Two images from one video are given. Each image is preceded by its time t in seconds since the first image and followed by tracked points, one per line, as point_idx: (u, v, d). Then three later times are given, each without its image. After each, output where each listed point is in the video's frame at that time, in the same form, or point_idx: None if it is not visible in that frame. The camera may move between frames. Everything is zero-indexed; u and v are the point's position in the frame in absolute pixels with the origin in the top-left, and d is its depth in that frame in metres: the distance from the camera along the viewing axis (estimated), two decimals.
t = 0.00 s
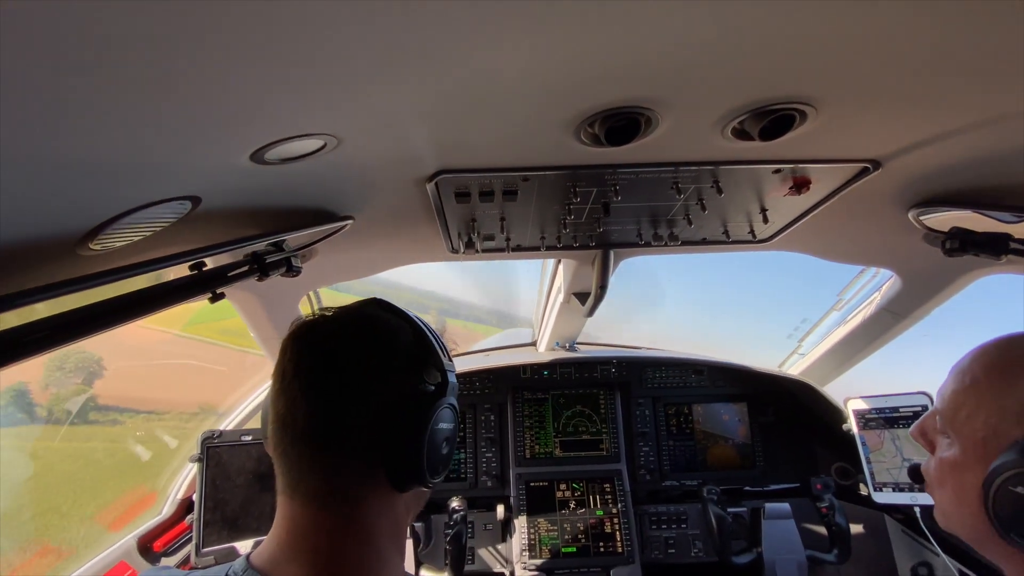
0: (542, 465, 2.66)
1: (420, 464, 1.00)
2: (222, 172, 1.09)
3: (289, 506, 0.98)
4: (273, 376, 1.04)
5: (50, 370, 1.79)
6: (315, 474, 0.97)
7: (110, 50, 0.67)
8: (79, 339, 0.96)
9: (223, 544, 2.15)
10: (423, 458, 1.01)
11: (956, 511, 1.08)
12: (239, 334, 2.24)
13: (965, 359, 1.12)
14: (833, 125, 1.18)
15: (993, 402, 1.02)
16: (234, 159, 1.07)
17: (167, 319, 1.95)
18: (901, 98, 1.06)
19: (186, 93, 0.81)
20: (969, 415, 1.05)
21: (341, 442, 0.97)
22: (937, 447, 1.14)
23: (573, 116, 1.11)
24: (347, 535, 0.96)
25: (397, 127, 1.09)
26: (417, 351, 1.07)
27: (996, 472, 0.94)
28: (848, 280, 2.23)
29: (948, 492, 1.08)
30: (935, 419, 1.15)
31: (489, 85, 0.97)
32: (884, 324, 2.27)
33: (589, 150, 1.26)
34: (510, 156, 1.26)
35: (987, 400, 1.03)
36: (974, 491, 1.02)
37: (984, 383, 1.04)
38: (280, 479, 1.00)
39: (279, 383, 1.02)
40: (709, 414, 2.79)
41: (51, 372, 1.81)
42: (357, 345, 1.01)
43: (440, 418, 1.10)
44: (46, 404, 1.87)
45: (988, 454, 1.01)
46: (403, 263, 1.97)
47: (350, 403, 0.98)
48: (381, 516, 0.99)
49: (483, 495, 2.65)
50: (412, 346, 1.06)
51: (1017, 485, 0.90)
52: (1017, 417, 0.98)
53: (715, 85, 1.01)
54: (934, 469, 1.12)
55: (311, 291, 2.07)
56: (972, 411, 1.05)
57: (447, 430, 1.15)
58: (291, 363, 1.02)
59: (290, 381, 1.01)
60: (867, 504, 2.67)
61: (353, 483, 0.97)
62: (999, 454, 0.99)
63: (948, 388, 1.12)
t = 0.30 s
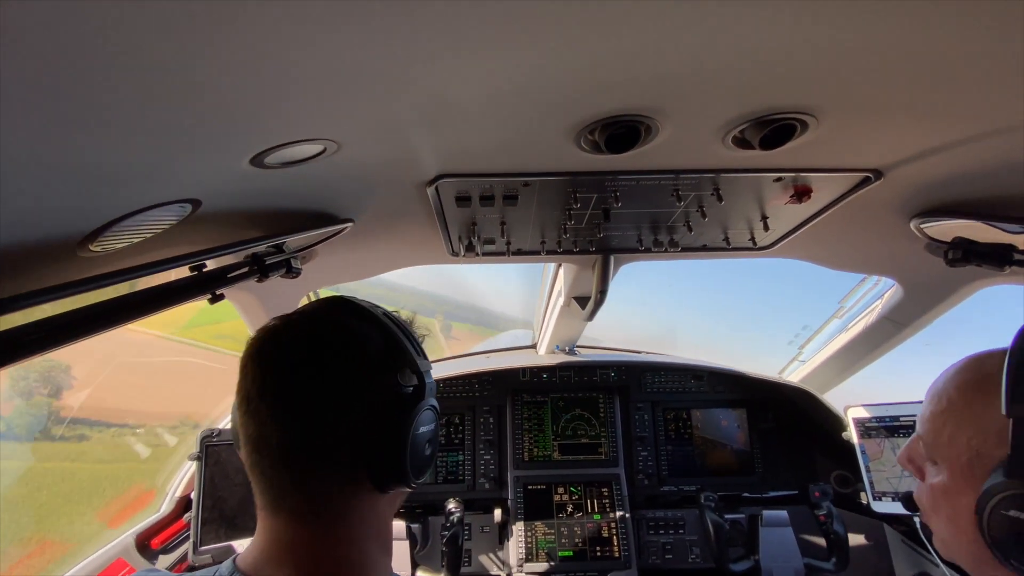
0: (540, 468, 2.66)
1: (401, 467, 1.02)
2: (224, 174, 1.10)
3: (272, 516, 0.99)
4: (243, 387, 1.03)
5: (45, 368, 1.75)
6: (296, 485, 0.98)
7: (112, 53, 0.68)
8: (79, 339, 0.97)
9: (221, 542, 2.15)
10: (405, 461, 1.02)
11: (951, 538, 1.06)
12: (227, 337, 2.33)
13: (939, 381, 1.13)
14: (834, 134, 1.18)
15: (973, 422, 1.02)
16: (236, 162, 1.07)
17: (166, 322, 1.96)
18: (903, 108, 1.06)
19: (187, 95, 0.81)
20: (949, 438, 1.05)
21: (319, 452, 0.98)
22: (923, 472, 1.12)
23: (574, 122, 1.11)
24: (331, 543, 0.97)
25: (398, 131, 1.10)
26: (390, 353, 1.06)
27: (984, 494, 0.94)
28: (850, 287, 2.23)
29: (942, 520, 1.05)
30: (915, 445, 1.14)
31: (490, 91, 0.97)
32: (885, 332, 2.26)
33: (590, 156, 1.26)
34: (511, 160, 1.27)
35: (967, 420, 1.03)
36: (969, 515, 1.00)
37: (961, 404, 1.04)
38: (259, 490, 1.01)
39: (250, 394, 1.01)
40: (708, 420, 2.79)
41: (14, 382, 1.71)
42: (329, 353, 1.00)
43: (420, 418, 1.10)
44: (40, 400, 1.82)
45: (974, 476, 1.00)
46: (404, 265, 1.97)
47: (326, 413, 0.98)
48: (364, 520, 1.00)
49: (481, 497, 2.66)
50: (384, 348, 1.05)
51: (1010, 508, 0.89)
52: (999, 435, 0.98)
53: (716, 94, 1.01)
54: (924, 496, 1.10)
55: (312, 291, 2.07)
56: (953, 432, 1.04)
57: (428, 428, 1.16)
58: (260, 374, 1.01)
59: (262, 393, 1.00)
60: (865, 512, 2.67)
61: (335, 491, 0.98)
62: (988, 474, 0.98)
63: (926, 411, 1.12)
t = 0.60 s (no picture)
0: (537, 468, 2.66)
1: (409, 474, 1.00)
2: (217, 171, 1.09)
3: (278, 519, 0.99)
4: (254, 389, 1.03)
5: (45, 361, 1.79)
6: (303, 488, 0.97)
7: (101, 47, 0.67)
8: (71, 337, 0.95)
9: (214, 544, 2.13)
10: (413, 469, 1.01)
11: (951, 528, 1.08)
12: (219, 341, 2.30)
13: (949, 373, 1.13)
14: (833, 134, 1.17)
15: (975, 415, 1.02)
16: (230, 159, 1.06)
17: (158, 321, 1.93)
18: (902, 108, 1.06)
19: (179, 91, 0.80)
20: (952, 430, 1.06)
21: (327, 457, 0.97)
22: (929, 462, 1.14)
23: (573, 120, 1.10)
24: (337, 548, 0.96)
25: (395, 128, 1.08)
26: (401, 358, 1.05)
27: (975, 484, 0.95)
28: (847, 288, 2.23)
29: (942, 508, 1.08)
30: (925, 435, 1.15)
31: (487, 88, 0.96)
32: (881, 333, 2.26)
33: (588, 155, 1.25)
34: (508, 159, 1.26)
35: (969, 412, 1.03)
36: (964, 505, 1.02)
37: (966, 396, 1.05)
38: (268, 492, 1.00)
39: (261, 396, 1.01)
40: (705, 421, 2.78)
41: None
42: (340, 356, 1.00)
43: (430, 425, 1.09)
44: (38, 396, 1.85)
45: (971, 467, 1.01)
46: (400, 264, 1.96)
47: (335, 417, 0.97)
48: (371, 524, 0.99)
49: (477, 498, 2.65)
50: (395, 353, 1.04)
51: (998, 497, 0.90)
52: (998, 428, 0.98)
53: (715, 93, 1.01)
54: (927, 485, 1.12)
55: (307, 291, 2.05)
56: (955, 425, 1.05)
57: (438, 435, 1.14)
58: (271, 377, 1.00)
59: (273, 395, 1.00)
60: (862, 513, 2.67)
61: (341, 496, 0.98)
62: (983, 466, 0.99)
63: (935, 402, 1.13)
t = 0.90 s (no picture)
0: (531, 469, 2.65)
1: (423, 478, 1.00)
2: (207, 171, 1.08)
3: (292, 522, 0.98)
4: (266, 392, 1.01)
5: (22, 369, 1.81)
6: (318, 492, 0.96)
7: (85, 42, 0.66)
8: (60, 340, 0.94)
9: (207, 549, 2.09)
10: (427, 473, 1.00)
11: (963, 513, 1.09)
12: (213, 350, 2.28)
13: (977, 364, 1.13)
14: (825, 132, 1.17)
15: (1000, 403, 1.03)
16: (220, 159, 1.05)
17: (150, 324, 1.92)
18: (893, 106, 1.06)
19: (166, 89, 0.79)
20: (972, 416, 1.07)
21: (341, 462, 0.95)
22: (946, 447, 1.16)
23: (566, 119, 1.10)
24: (352, 551, 0.96)
25: (387, 127, 1.08)
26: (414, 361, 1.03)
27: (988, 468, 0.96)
28: (839, 286, 2.24)
29: (953, 493, 1.10)
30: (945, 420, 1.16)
31: (479, 87, 0.95)
32: (873, 331, 2.27)
33: (582, 154, 1.25)
34: (501, 158, 1.25)
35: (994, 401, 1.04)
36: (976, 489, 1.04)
37: (988, 383, 1.06)
38: (281, 495, 0.99)
39: (273, 399, 0.99)
40: (699, 419, 2.78)
41: None
42: (353, 360, 0.98)
43: (443, 428, 1.08)
44: (23, 401, 1.88)
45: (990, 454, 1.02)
46: (393, 264, 1.95)
47: (349, 422, 0.96)
48: (384, 526, 0.99)
49: (472, 499, 2.65)
50: (408, 356, 1.03)
51: (1007, 481, 0.92)
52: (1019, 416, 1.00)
53: (708, 91, 1.00)
54: (942, 471, 1.14)
55: (299, 292, 2.04)
56: (977, 411, 1.07)
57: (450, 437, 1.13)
58: (283, 380, 0.99)
59: (286, 399, 0.98)
60: (856, 509, 2.68)
61: (355, 500, 0.97)
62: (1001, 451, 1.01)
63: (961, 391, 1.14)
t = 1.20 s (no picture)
0: (528, 468, 2.64)
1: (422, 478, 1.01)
2: (201, 172, 1.07)
3: (291, 527, 0.98)
4: (260, 397, 1.01)
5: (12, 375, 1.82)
6: (316, 496, 0.96)
7: (74, 42, 0.65)
8: (53, 344, 0.94)
9: (205, 552, 2.09)
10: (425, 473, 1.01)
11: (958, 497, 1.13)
12: (206, 353, 2.28)
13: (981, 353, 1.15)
14: (818, 130, 1.18)
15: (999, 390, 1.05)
16: (214, 160, 1.04)
17: (142, 328, 1.91)
18: (886, 103, 1.07)
19: (160, 91, 0.79)
20: (973, 404, 1.09)
21: (339, 466, 0.95)
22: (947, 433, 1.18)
23: (560, 118, 1.10)
24: (352, 553, 0.96)
25: (382, 128, 1.07)
26: (406, 361, 1.03)
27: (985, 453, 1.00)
28: (834, 283, 2.25)
29: (951, 478, 1.13)
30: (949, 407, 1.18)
31: (474, 87, 0.95)
32: (867, 327, 2.29)
33: (577, 153, 1.25)
34: (496, 158, 1.25)
35: (994, 388, 1.06)
36: (970, 473, 1.07)
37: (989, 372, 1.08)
38: (278, 500, 0.99)
39: (267, 404, 0.99)
40: (696, 417, 2.79)
41: None
42: (348, 363, 0.98)
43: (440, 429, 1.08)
44: (19, 406, 1.90)
45: (987, 439, 1.05)
46: (389, 265, 1.94)
47: (346, 425, 0.96)
48: (380, 525, 0.99)
49: (470, 499, 2.66)
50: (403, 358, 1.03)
51: (1002, 465, 0.95)
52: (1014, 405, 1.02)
53: (702, 90, 1.01)
54: (942, 457, 1.16)
55: (295, 293, 2.03)
56: (977, 399, 1.09)
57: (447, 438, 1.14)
58: (277, 385, 0.98)
59: (280, 404, 0.97)
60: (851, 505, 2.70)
61: (355, 503, 0.97)
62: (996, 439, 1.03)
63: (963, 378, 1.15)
